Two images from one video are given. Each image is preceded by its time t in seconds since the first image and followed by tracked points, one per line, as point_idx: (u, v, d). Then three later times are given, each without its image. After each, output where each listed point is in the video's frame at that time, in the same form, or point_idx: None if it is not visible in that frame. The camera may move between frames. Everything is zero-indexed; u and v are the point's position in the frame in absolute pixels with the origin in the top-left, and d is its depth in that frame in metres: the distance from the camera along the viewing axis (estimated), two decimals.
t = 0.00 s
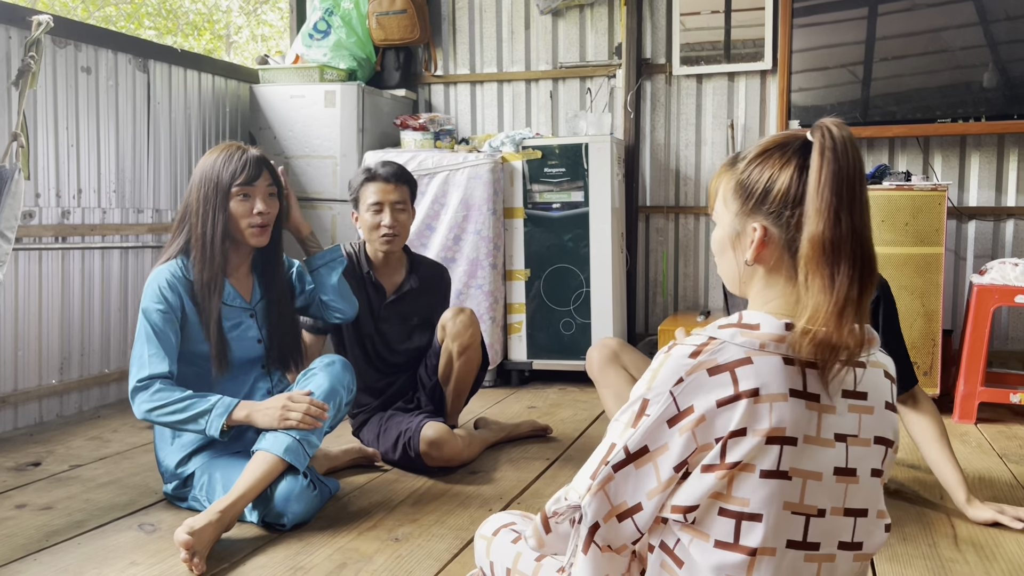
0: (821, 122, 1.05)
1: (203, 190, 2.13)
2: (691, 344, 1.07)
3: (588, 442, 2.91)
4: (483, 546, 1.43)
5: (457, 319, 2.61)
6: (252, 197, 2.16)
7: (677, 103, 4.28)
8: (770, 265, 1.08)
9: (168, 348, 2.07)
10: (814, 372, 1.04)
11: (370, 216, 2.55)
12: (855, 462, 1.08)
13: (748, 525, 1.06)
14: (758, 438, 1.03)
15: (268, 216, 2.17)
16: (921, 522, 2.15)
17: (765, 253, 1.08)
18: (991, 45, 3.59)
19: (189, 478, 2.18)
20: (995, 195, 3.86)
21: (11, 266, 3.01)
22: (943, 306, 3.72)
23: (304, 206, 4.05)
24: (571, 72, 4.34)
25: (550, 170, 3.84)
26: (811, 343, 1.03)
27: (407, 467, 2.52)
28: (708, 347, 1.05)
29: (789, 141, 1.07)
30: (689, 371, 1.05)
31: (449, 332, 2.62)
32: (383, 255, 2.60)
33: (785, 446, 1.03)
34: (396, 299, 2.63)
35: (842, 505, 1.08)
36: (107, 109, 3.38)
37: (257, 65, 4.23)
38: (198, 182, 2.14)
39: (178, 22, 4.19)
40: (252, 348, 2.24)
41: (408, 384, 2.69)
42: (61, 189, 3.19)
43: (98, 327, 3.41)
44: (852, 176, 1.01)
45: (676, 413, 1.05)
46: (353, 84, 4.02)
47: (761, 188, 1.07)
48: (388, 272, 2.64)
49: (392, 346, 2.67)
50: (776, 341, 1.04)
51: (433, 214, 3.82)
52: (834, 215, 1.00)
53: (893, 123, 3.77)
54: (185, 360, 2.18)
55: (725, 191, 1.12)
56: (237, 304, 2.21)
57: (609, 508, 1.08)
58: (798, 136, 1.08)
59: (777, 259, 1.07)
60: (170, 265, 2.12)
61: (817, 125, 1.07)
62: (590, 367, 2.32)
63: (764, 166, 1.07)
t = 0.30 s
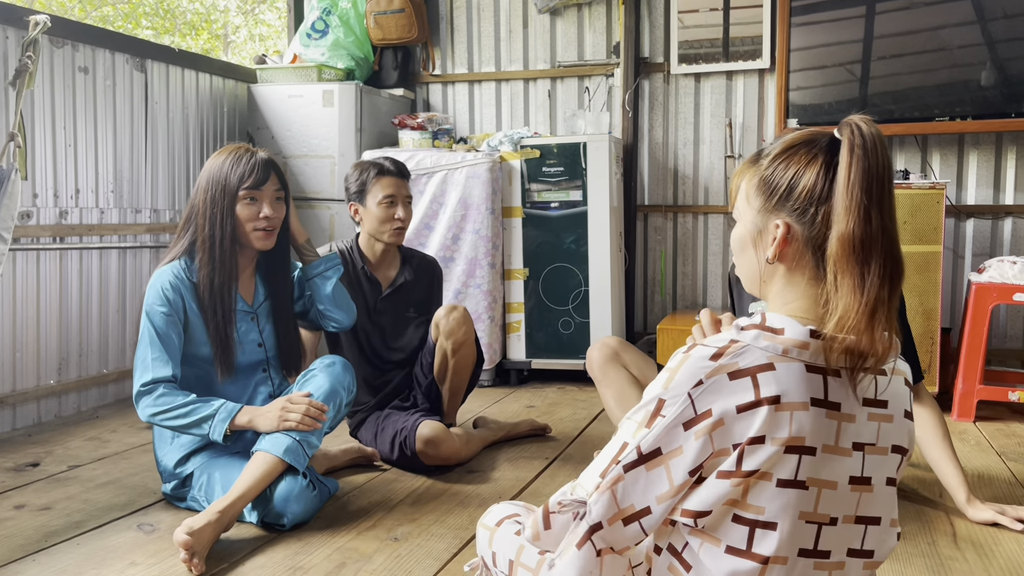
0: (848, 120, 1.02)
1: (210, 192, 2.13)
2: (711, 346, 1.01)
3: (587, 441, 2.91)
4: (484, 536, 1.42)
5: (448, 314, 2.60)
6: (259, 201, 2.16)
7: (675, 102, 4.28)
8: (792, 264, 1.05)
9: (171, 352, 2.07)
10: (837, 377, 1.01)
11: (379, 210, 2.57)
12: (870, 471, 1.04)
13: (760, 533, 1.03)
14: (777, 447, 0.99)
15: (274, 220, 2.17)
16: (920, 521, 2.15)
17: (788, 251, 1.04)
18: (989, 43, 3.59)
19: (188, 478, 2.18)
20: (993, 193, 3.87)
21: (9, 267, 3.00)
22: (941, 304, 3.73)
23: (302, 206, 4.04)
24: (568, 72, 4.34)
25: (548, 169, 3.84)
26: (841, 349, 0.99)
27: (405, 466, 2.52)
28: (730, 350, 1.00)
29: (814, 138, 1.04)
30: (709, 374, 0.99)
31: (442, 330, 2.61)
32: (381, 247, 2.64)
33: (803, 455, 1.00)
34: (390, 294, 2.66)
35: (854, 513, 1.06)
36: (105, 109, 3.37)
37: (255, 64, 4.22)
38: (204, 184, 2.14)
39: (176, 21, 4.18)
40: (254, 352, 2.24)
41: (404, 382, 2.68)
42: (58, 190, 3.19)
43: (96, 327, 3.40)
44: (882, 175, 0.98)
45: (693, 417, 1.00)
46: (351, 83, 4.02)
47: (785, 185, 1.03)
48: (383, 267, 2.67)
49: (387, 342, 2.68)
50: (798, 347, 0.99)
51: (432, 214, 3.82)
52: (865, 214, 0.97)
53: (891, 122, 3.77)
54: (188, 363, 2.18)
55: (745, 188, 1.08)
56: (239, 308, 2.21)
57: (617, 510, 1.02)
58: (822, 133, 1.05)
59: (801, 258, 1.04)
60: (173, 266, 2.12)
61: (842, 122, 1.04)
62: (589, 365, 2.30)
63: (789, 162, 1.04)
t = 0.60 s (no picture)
0: (851, 121, 1.02)
1: (212, 194, 2.13)
2: (715, 354, 1.01)
3: (586, 440, 2.91)
4: (486, 531, 1.43)
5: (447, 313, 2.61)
6: (262, 204, 2.16)
7: (673, 102, 4.28)
8: (793, 265, 1.05)
9: (172, 355, 2.07)
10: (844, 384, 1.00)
11: (372, 215, 2.57)
12: (878, 475, 1.04)
13: (770, 542, 1.02)
14: (784, 457, 0.98)
15: (276, 223, 2.17)
16: (920, 519, 2.16)
17: (789, 252, 1.04)
18: (986, 43, 3.60)
19: (188, 479, 2.18)
20: (991, 191, 3.87)
21: (8, 268, 3.00)
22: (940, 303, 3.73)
23: (301, 207, 4.04)
24: (567, 72, 4.34)
25: (547, 169, 3.84)
26: (845, 355, 0.98)
27: (404, 465, 2.51)
28: (734, 358, 0.99)
29: (817, 138, 1.04)
30: (713, 384, 0.99)
31: (443, 330, 2.62)
32: (375, 253, 2.63)
33: (811, 464, 0.99)
34: (388, 296, 2.65)
35: (863, 518, 1.06)
36: (103, 111, 3.37)
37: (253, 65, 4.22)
38: (207, 186, 2.14)
39: (172, 23, 4.12)
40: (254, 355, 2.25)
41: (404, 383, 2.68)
42: (57, 191, 3.19)
43: (95, 329, 3.40)
44: (884, 177, 0.98)
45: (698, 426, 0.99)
46: (349, 83, 4.02)
47: (787, 186, 1.03)
48: (379, 269, 2.66)
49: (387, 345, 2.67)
50: (804, 353, 0.99)
51: (431, 213, 3.82)
52: (867, 217, 0.97)
53: (889, 121, 3.78)
54: (188, 365, 2.18)
55: (748, 189, 1.09)
56: (239, 311, 2.21)
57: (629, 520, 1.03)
58: (824, 134, 1.05)
59: (802, 259, 1.04)
60: (174, 269, 2.12)
61: (845, 123, 1.04)
62: (595, 355, 2.28)
63: (791, 163, 1.04)
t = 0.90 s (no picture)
0: (850, 121, 1.01)
1: (208, 197, 2.13)
2: (711, 359, 1.00)
3: (585, 442, 2.91)
4: (485, 530, 1.43)
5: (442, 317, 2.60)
6: (258, 205, 2.16)
7: (671, 103, 4.29)
8: (789, 265, 1.04)
9: (170, 358, 2.07)
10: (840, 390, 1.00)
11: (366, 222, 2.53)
12: (880, 480, 1.04)
13: (769, 550, 1.02)
14: (782, 464, 0.98)
15: (272, 225, 2.18)
16: (919, 519, 2.16)
17: (784, 253, 1.04)
18: (982, 43, 3.61)
19: (187, 482, 2.18)
20: (988, 191, 3.88)
21: (6, 271, 3.00)
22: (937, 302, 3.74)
23: (299, 209, 4.04)
24: (564, 73, 4.34)
25: (545, 170, 3.84)
26: (837, 358, 0.98)
27: (404, 468, 2.51)
28: (729, 364, 0.99)
29: (815, 138, 1.03)
30: (709, 390, 0.99)
31: (447, 334, 2.64)
32: (372, 258, 2.60)
33: (809, 472, 0.99)
34: (387, 297, 2.64)
35: (865, 523, 1.05)
36: (101, 114, 3.37)
37: (251, 68, 4.23)
38: (202, 189, 2.14)
39: (171, 25, 4.14)
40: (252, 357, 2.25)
41: (405, 386, 2.70)
42: (55, 194, 3.19)
43: (93, 331, 3.40)
44: (880, 177, 0.97)
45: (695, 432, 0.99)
46: (347, 85, 4.02)
47: (782, 186, 1.03)
48: (378, 271, 2.63)
49: (389, 347, 2.66)
50: (800, 361, 0.98)
51: (429, 215, 3.82)
52: (860, 218, 0.96)
53: (886, 122, 3.78)
54: (186, 367, 2.18)
55: (747, 189, 1.09)
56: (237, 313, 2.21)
57: (627, 525, 1.02)
58: (825, 134, 1.04)
59: (797, 260, 1.03)
60: (170, 271, 2.11)
61: (845, 123, 1.03)
62: (595, 355, 2.28)
63: (787, 163, 1.04)
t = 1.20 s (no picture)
0: (839, 126, 0.99)
1: (201, 198, 2.12)
2: (713, 362, 1.00)
3: (584, 444, 2.91)
4: (487, 526, 1.42)
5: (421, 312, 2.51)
6: (251, 207, 2.16)
7: (668, 105, 4.29)
8: (779, 272, 1.04)
9: (167, 362, 2.07)
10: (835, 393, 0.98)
11: (356, 224, 2.52)
12: (883, 485, 1.04)
13: (773, 557, 1.02)
14: (782, 467, 0.99)
15: (266, 225, 2.18)
16: (918, 520, 2.16)
17: (773, 260, 1.04)
18: (979, 44, 3.61)
19: (185, 486, 2.17)
20: (985, 193, 3.88)
21: (3, 276, 2.99)
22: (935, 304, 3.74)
23: (296, 212, 4.03)
24: (562, 75, 4.35)
25: (542, 172, 3.84)
26: (829, 366, 0.97)
27: (402, 471, 2.51)
28: (731, 366, 0.99)
29: (805, 143, 1.02)
30: (709, 391, 0.98)
31: (444, 341, 2.65)
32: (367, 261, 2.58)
33: (811, 479, 0.99)
34: (381, 298, 2.63)
35: (869, 530, 1.05)
36: (98, 117, 3.36)
37: (248, 71, 4.23)
38: (195, 191, 2.13)
39: (167, 28, 4.13)
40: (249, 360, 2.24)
41: (404, 389, 2.69)
42: (52, 198, 3.18)
43: (91, 334, 3.39)
44: (868, 186, 0.95)
45: (696, 434, 0.98)
46: (344, 88, 4.02)
47: (770, 193, 1.02)
48: (374, 273, 2.62)
49: (386, 349, 2.65)
50: (799, 366, 0.98)
51: (426, 217, 3.82)
52: (846, 227, 0.95)
53: (884, 123, 3.79)
54: (184, 372, 2.18)
55: (738, 193, 1.09)
56: (233, 316, 2.21)
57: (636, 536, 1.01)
58: (815, 138, 1.03)
59: (786, 267, 1.03)
60: (165, 275, 2.11)
61: (835, 127, 1.01)
62: (596, 362, 2.28)
63: (776, 168, 1.03)
